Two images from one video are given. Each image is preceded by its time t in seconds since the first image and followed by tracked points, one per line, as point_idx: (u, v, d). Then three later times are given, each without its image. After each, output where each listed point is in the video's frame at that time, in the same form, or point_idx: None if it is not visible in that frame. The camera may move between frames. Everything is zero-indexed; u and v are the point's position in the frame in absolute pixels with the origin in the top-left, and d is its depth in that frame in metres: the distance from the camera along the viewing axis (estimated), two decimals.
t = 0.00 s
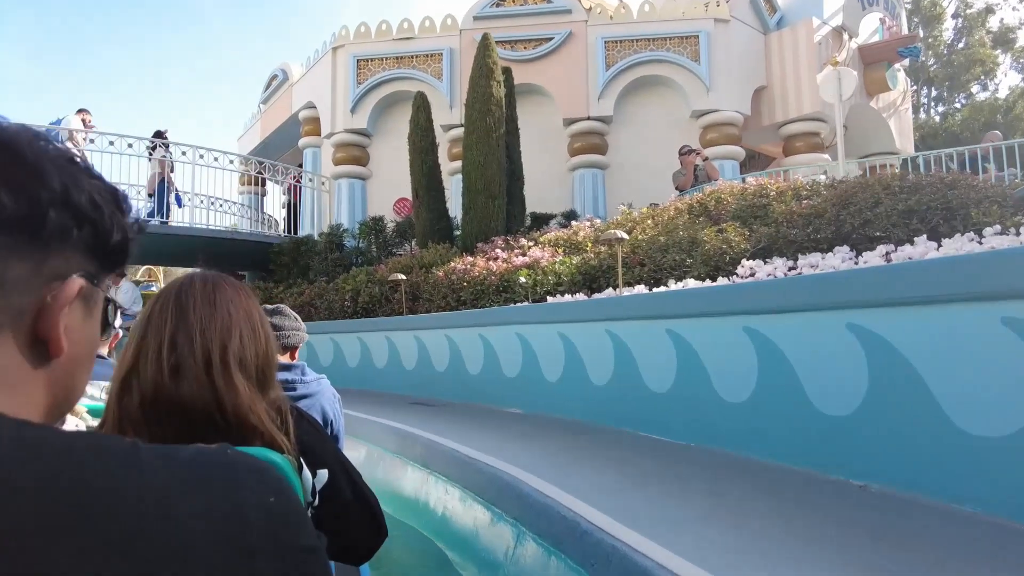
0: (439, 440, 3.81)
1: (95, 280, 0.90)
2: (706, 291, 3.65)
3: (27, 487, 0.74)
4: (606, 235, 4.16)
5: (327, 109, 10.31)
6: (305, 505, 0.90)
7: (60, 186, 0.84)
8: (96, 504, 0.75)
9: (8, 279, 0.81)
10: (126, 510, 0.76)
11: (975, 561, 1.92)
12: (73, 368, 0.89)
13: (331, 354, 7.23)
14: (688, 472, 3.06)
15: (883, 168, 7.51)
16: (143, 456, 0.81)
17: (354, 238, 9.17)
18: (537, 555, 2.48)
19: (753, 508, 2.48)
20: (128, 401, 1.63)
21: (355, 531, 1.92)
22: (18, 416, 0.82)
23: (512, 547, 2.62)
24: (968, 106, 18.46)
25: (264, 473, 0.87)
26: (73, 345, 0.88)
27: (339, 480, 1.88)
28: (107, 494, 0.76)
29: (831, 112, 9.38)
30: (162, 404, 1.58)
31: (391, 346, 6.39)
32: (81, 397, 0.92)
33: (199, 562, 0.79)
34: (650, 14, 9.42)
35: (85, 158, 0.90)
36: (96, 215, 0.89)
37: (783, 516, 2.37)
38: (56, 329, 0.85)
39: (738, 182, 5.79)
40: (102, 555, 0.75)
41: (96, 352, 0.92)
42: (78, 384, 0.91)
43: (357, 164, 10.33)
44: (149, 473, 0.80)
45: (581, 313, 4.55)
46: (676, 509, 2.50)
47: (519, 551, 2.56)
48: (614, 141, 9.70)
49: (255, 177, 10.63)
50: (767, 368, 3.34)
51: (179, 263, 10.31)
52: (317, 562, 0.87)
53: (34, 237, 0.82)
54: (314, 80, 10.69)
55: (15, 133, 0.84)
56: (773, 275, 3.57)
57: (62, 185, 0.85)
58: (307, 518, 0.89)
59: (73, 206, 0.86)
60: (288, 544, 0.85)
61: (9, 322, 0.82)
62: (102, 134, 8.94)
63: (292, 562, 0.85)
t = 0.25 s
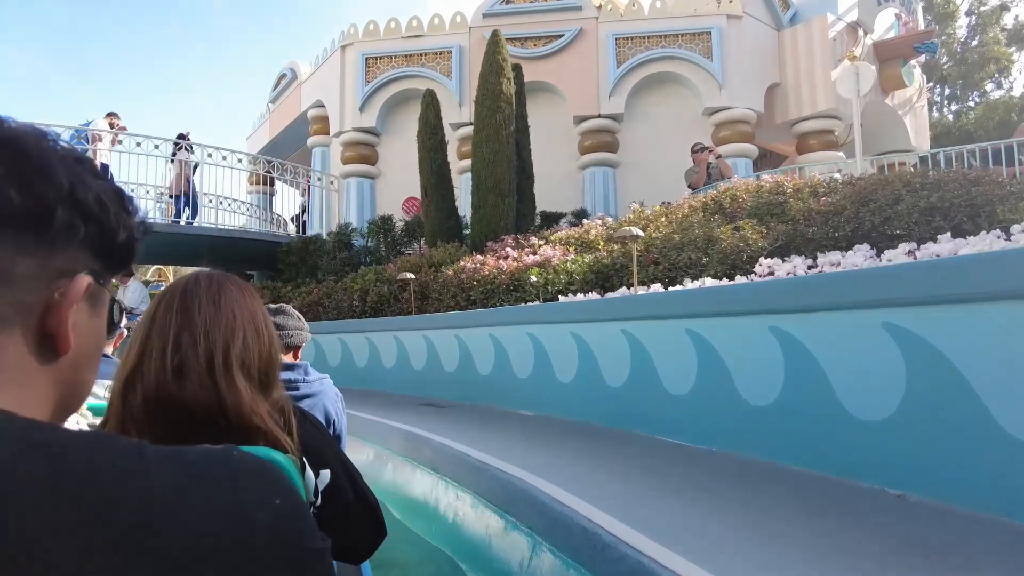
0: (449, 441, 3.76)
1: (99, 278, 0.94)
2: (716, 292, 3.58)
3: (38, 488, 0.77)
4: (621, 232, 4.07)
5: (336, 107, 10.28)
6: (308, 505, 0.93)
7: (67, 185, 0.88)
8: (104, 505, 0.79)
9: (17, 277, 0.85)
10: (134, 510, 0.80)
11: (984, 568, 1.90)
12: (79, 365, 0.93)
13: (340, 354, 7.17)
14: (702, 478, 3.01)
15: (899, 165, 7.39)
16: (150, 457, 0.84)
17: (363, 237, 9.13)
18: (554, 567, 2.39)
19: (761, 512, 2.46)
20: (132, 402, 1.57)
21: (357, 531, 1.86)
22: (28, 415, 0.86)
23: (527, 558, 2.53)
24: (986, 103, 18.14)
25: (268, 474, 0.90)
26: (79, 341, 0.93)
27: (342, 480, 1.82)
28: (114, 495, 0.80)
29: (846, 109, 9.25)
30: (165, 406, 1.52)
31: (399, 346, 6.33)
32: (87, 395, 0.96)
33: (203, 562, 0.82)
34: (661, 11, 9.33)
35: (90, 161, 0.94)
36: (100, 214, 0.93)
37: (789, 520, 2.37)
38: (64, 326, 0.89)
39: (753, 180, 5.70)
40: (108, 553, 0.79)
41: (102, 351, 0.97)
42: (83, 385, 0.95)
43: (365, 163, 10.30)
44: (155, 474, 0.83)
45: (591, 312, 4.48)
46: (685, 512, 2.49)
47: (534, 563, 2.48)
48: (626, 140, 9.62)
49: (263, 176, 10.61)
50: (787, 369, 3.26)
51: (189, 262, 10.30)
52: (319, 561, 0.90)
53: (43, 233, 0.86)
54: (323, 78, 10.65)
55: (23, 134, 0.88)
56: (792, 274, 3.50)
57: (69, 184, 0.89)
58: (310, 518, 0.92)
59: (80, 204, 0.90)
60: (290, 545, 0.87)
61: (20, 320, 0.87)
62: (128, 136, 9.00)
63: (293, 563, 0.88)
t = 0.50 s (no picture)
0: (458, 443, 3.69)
1: (105, 282, 0.94)
2: (727, 291, 3.55)
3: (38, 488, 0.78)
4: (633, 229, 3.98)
5: (343, 105, 10.23)
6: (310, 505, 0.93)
7: (76, 188, 0.88)
8: (102, 505, 0.79)
9: (24, 278, 0.84)
10: (133, 510, 0.80)
11: (1001, 575, 1.87)
12: (81, 367, 0.93)
13: (346, 354, 7.12)
14: (717, 484, 2.95)
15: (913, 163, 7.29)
16: (149, 457, 0.85)
17: (370, 236, 9.09)
18: None
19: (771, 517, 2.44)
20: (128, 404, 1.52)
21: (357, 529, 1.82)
22: (30, 416, 0.86)
23: (540, 569, 2.44)
24: (998, 101, 17.96)
25: (270, 474, 0.90)
26: (84, 345, 0.92)
27: (341, 480, 1.77)
28: (113, 494, 0.80)
29: (858, 107, 9.14)
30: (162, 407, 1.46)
31: (406, 346, 6.26)
32: (91, 396, 0.96)
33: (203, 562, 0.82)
34: (671, 7, 9.24)
35: (97, 167, 0.95)
36: (107, 219, 0.92)
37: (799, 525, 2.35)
38: (68, 329, 0.89)
39: (766, 177, 5.62)
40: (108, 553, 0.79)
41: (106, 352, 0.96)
42: (87, 385, 0.94)
43: (372, 161, 10.26)
44: (153, 473, 0.83)
45: (602, 312, 4.42)
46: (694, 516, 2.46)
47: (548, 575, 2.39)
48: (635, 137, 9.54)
49: (270, 175, 10.58)
50: (810, 368, 3.19)
51: (195, 261, 10.27)
52: (320, 562, 0.90)
53: (50, 234, 0.85)
54: (330, 76, 10.60)
55: (33, 138, 0.88)
56: (810, 271, 3.41)
57: (77, 187, 0.89)
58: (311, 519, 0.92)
59: (88, 207, 0.89)
60: (290, 546, 0.87)
61: (24, 321, 0.86)
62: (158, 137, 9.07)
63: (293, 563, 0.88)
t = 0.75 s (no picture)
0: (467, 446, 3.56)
1: (114, 283, 0.97)
2: (732, 290, 3.38)
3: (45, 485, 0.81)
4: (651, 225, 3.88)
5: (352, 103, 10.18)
6: (312, 507, 0.98)
7: (89, 190, 0.92)
8: (110, 502, 0.83)
9: (34, 276, 0.87)
10: (139, 508, 0.84)
11: None
12: (89, 369, 0.95)
13: (354, 353, 6.99)
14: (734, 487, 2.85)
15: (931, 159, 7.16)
16: (156, 456, 0.88)
17: (378, 235, 9.03)
18: None
19: (779, 516, 2.43)
20: (136, 407, 1.57)
21: (361, 522, 1.92)
22: (36, 413, 0.88)
23: None
24: (1015, 98, 17.68)
25: (275, 475, 0.94)
26: (91, 346, 0.95)
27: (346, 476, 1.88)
28: (120, 492, 0.83)
29: (873, 103, 9.01)
30: (171, 412, 1.52)
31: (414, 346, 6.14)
32: (96, 397, 0.98)
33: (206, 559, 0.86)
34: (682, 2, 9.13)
35: (108, 170, 0.98)
36: (116, 220, 0.96)
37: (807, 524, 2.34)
38: (77, 329, 0.92)
39: (781, 173, 5.54)
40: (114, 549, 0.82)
41: (112, 354, 0.99)
42: (93, 386, 0.97)
43: (381, 160, 10.21)
44: (160, 472, 0.86)
45: (612, 312, 4.22)
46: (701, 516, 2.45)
47: None
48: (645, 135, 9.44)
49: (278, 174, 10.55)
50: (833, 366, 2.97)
51: (203, 260, 10.23)
52: (320, 560, 0.95)
53: (62, 233, 0.88)
54: (338, 74, 10.55)
55: (48, 140, 0.91)
56: (834, 267, 3.30)
57: (89, 188, 0.92)
58: (313, 519, 0.97)
59: (98, 209, 0.93)
60: (292, 544, 0.92)
61: (34, 320, 0.89)
62: (177, 137, 9.07)
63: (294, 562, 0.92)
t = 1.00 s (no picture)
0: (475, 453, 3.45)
1: (123, 286, 0.95)
2: (741, 290, 3.21)
3: (45, 487, 0.81)
4: (666, 222, 3.79)
5: (358, 102, 10.14)
6: (316, 507, 0.99)
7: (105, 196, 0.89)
8: (111, 503, 0.83)
9: (45, 281, 0.85)
10: (141, 508, 0.84)
11: None
12: (90, 370, 0.94)
13: (360, 354, 6.91)
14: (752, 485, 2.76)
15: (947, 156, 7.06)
16: (157, 457, 0.89)
17: (384, 234, 8.98)
18: None
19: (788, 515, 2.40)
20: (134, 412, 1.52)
21: (363, 520, 1.90)
22: (36, 415, 0.87)
23: None
24: None
25: (277, 475, 0.95)
26: (97, 348, 0.93)
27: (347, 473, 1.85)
28: (120, 493, 0.84)
29: (885, 100, 8.90)
30: (172, 417, 1.48)
31: (422, 346, 6.04)
32: (95, 396, 0.97)
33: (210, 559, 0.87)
34: None
35: (123, 174, 0.95)
36: (130, 227, 0.94)
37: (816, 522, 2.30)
38: (84, 333, 0.90)
39: (795, 171, 5.45)
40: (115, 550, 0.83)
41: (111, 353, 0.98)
42: (94, 386, 0.96)
43: (387, 159, 10.16)
44: (160, 473, 0.87)
45: (621, 312, 4.04)
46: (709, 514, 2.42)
47: None
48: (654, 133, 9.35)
49: (284, 173, 10.52)
50: (833, 364, 2.82)
51: (209, 259, 10.20)
52: (322, 562, 0.96)
53: (77, 240, 0.87)
54: (344, 72, 10.50)
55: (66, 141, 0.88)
56: (855, 267, 3.19)
57: (106, 195, 0.90)
58: (317, 518, 0.98)
59: (113, 215, 0.91)
60: (294, 545, 0.93)
61: (41, 323, 0.87)
62: (193, 137, 9.19)
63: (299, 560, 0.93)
